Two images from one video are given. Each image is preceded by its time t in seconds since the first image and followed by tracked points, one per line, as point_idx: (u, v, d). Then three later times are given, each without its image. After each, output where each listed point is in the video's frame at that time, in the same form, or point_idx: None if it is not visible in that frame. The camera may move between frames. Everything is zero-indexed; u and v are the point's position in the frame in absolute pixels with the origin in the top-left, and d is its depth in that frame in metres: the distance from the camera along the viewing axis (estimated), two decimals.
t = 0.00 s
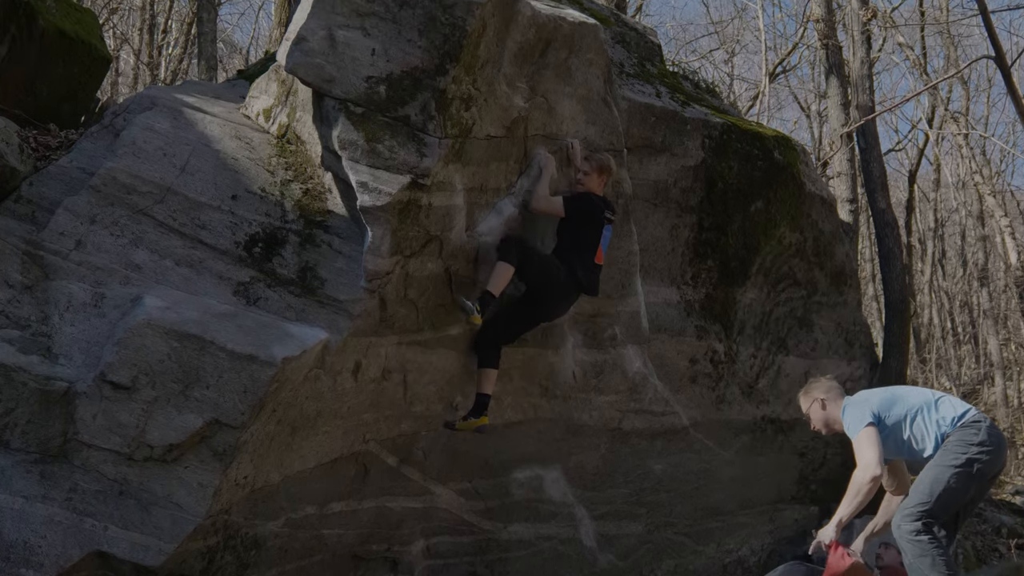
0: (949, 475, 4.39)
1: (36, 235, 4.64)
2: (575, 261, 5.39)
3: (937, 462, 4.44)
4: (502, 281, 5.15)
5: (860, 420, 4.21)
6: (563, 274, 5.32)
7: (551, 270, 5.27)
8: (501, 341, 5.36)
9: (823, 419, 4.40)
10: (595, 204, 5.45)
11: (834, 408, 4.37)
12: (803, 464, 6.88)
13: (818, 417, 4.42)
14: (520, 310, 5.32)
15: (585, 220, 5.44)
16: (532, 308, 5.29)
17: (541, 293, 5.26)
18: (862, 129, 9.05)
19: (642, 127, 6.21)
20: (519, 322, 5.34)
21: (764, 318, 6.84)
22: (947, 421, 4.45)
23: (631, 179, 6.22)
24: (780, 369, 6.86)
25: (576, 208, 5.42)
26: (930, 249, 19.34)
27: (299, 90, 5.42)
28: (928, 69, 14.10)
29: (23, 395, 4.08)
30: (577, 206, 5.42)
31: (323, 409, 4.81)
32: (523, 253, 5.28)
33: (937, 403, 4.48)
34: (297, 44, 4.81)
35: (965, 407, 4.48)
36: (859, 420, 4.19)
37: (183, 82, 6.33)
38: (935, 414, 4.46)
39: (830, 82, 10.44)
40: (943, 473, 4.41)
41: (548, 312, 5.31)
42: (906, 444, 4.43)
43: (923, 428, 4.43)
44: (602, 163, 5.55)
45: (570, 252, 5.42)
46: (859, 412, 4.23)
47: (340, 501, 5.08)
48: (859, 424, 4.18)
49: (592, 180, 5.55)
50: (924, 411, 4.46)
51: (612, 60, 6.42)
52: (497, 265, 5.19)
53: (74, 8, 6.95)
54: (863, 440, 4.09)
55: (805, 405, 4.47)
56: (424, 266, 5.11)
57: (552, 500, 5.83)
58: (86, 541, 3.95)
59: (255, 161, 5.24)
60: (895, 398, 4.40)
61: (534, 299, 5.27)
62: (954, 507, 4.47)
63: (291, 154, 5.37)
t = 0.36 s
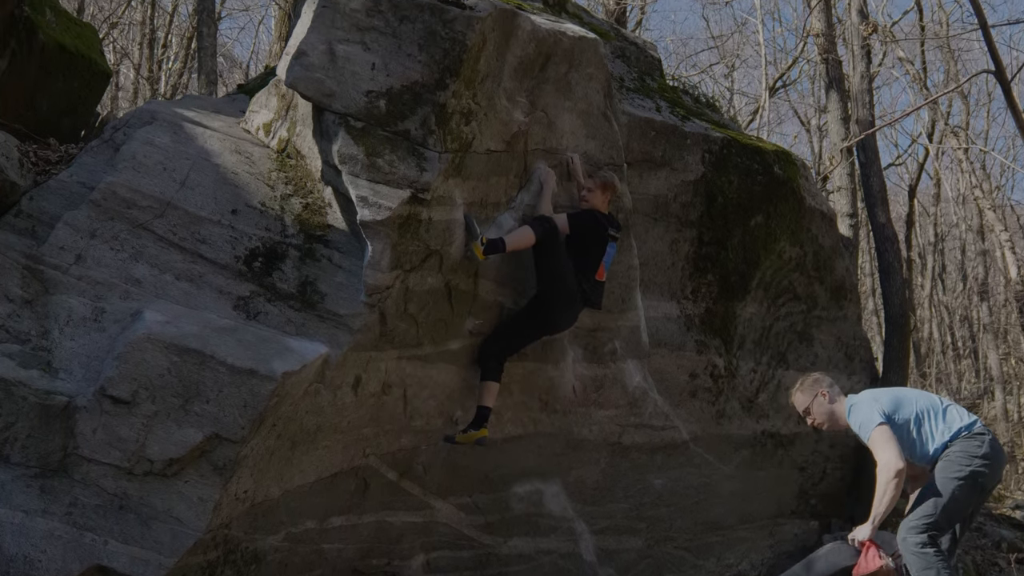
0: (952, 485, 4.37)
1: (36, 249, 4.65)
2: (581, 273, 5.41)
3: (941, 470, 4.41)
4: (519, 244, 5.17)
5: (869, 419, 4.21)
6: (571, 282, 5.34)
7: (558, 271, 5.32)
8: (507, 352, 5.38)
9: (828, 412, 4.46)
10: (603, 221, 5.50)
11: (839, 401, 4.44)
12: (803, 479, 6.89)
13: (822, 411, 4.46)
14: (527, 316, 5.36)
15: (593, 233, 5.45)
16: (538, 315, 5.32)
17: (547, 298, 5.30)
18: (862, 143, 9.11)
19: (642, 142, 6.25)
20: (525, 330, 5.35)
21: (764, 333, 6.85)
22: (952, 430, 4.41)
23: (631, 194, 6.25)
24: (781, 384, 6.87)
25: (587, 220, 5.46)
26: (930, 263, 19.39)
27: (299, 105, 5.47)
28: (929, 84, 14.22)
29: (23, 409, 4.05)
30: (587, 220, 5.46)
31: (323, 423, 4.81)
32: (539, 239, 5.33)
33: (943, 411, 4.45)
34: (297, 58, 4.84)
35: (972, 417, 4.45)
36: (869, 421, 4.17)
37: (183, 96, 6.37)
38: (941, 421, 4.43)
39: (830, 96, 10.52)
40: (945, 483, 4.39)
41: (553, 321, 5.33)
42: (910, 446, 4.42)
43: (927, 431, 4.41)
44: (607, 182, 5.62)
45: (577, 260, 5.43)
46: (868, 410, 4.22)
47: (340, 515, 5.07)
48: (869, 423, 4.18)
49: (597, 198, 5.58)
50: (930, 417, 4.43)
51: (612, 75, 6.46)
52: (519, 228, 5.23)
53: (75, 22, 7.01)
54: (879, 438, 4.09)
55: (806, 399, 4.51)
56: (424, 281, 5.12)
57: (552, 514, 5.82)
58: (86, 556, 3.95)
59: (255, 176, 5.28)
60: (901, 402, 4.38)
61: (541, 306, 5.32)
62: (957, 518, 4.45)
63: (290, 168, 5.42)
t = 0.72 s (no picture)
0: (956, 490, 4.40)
1: (36, 264, 4.66)
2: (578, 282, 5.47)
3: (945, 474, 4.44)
4: (520, 249, 5.19)
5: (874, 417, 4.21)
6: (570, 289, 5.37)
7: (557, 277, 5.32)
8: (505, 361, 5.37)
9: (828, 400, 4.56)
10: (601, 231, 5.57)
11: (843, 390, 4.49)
12: (803, 493, 6.88)
13: (824, 400, 4.56)
14: (525, 323, 5.36)
15: (591, 242, 5.53)
16: (537, 322, 5.32)
17: (546, 305, 5.31)
18: (862, 158, 9.17)
19: (642, 156, 6.29)
20: (523, 338, 5.35)
21: (764, 347, 6.87)
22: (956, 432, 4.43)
23: (631, 209, 6.28)
24: (781, 399, 6.87)
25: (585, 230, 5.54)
26: (930, 277, 19.45)
27: (298, 120, 5.52)
28: (928, 98, 14.32)
29: (23, 424, 4.05)
30: (585, 229, 5.54)
31: (323, 437, 4.81)
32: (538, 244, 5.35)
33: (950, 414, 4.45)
34: (297, 73, 4.87)
35: (979, 420, 4.45)
36: (877, 416, 4.19)
37: (183, 111, 6.41)
38: (947, 421, 4.44)
39: (830, 110, 10.58)
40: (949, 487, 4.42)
41: (551, 329, 5.34)
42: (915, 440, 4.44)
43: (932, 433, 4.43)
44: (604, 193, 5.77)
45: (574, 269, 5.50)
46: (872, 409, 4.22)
47: (341, 530, 5.05)
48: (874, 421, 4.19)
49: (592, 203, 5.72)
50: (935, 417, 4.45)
51: (612, 90, 6.51)
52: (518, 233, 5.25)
53: (74, 37, 7.03)
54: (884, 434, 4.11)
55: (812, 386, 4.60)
56: (424, 295, 5.13)
57: (552, 529, 5.80)
58: (86, 571, 3.93)
59: (255, 191, 5.31)
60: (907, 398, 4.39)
61: (539, 313, 5.32)
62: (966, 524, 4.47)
63: (290, 183, 5.46)
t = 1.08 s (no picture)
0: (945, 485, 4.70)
1: (36, 278, 4.67)
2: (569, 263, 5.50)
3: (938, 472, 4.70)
4: (511, 239, 5.26)
5: (888, 364, 4.39)
6: (562, 274, 5.44)
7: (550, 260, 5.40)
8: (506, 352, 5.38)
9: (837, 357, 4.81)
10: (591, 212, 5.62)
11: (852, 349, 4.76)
12: (803, 507, 6.86)
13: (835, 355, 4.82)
14: (520, 309, 5.42)
15: (580, 223, 5.58)
16: (532, 306, 5.38)
17: (539, 288, 5.37)
18: (862, 172, 9.23)
19: (642, 170, 6.35)
20: (519, 324, 5.41)
21: (764, 361, 6.88)
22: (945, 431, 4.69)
23: (631, 223, 6.32)
24: (781, 413, 6.87)
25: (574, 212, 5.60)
26: (930, 291, 19.49)
27: (299, 134, 5.55)
28: (928, 112, 14.40)
29: (23, 438, 4.02)
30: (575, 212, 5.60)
31: (323, 452, 4.81)
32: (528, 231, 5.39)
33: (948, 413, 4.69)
34: (297, 87, 4.90)
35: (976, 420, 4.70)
36: (888, 366, 4.37)
37: (183, 125, 6.45)
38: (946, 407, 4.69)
39: (830, 124, 10.64)
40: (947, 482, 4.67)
41: (546, 311, 5.40)
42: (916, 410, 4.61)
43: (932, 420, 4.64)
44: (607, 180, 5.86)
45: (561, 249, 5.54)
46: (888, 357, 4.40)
47: (340, 544, 5.05)
48: (890, 367, 4.35)
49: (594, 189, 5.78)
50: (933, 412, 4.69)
51: (612, 104, 6.56)
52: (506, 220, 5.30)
53: (75, 51, 7.09)
54: (900, 374, 4.27)
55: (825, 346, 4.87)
56: (424, 309, 5.14)
57: (552, 543, 5.79)
58: None
59: (255, 205, 5.33)
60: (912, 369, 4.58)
61: (533, 297, 5.38)
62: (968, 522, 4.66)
63: (291, 197, 5.49)
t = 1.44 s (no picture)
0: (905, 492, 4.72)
1: (36, 292, 4.67)
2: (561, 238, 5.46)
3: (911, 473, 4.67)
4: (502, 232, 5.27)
5: (887, 358, 4.35)
6: (557, 254, 5.42)
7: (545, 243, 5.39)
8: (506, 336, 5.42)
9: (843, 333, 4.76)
10: (577, 182, 5.52)
11: (856, 331, 4.72)
12: (803, 522, 6.86)
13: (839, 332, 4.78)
14: (516, 293, 5.42)
15: (568, 194, 5.49)
16: (530, 290, 5.38)
17: (536, 270, 5.37)
18: (862, 187, 9.28)
19: (642, 185, 6.38)
20: (518, 308, 5.40)
21: (764, 376, 6.89)
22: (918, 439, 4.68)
23: (631, 237, 6.35)
24: (781, 427, 6.88)
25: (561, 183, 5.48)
26: (931, 305, 19.54)
27: (299, 149, 5.58)
28: (927, 127, 14.48)
29: (23, 452, 4.02)
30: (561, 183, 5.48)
31: (323, 466, 4.81)
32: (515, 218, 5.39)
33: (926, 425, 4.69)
34: (297, 102, 4.93)
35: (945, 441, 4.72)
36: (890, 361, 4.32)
37: (183, 139, 6.49)
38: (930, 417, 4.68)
39: (831, 139, 10.70)
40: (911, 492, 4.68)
41: (545, 293, 5.42)
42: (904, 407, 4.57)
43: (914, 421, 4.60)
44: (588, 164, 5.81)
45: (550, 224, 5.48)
46: (888, 351, 4.35)
47: (340, 559, 5.04)
48: (889, 362, 4.30)
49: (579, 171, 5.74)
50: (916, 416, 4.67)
51: (612, 119, 6.60)
52: (495, 215, 5.29)
53: (75, 65, 7.09)
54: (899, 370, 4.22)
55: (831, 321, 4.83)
56: (424, 324, 5.16)
57: (552, 558, 5.78)
58: None
59: (255, 220, 5.36)
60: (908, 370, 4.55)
61: (530, 279, 5.38)
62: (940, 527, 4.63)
63: (290, 212, 5.51)
